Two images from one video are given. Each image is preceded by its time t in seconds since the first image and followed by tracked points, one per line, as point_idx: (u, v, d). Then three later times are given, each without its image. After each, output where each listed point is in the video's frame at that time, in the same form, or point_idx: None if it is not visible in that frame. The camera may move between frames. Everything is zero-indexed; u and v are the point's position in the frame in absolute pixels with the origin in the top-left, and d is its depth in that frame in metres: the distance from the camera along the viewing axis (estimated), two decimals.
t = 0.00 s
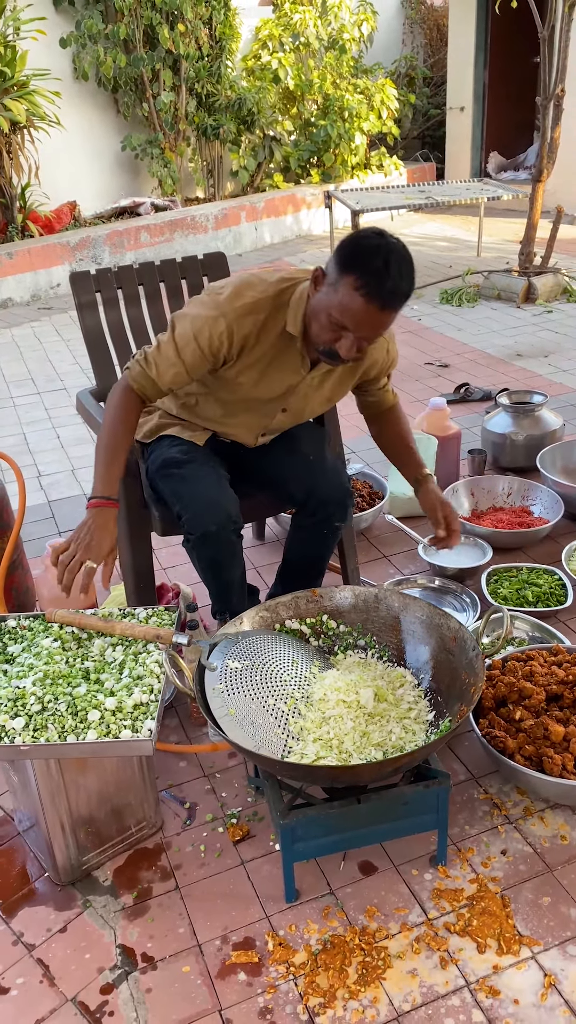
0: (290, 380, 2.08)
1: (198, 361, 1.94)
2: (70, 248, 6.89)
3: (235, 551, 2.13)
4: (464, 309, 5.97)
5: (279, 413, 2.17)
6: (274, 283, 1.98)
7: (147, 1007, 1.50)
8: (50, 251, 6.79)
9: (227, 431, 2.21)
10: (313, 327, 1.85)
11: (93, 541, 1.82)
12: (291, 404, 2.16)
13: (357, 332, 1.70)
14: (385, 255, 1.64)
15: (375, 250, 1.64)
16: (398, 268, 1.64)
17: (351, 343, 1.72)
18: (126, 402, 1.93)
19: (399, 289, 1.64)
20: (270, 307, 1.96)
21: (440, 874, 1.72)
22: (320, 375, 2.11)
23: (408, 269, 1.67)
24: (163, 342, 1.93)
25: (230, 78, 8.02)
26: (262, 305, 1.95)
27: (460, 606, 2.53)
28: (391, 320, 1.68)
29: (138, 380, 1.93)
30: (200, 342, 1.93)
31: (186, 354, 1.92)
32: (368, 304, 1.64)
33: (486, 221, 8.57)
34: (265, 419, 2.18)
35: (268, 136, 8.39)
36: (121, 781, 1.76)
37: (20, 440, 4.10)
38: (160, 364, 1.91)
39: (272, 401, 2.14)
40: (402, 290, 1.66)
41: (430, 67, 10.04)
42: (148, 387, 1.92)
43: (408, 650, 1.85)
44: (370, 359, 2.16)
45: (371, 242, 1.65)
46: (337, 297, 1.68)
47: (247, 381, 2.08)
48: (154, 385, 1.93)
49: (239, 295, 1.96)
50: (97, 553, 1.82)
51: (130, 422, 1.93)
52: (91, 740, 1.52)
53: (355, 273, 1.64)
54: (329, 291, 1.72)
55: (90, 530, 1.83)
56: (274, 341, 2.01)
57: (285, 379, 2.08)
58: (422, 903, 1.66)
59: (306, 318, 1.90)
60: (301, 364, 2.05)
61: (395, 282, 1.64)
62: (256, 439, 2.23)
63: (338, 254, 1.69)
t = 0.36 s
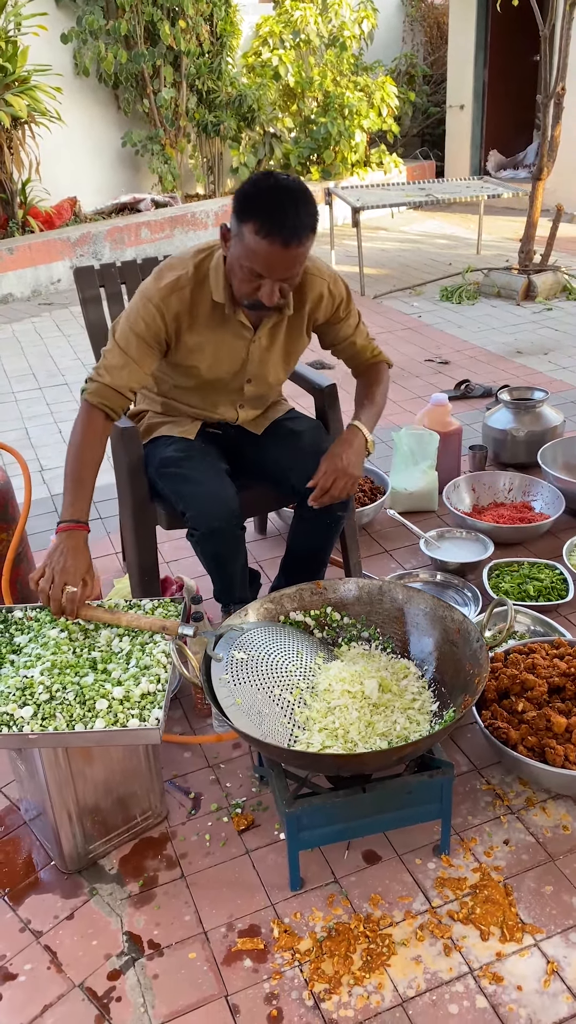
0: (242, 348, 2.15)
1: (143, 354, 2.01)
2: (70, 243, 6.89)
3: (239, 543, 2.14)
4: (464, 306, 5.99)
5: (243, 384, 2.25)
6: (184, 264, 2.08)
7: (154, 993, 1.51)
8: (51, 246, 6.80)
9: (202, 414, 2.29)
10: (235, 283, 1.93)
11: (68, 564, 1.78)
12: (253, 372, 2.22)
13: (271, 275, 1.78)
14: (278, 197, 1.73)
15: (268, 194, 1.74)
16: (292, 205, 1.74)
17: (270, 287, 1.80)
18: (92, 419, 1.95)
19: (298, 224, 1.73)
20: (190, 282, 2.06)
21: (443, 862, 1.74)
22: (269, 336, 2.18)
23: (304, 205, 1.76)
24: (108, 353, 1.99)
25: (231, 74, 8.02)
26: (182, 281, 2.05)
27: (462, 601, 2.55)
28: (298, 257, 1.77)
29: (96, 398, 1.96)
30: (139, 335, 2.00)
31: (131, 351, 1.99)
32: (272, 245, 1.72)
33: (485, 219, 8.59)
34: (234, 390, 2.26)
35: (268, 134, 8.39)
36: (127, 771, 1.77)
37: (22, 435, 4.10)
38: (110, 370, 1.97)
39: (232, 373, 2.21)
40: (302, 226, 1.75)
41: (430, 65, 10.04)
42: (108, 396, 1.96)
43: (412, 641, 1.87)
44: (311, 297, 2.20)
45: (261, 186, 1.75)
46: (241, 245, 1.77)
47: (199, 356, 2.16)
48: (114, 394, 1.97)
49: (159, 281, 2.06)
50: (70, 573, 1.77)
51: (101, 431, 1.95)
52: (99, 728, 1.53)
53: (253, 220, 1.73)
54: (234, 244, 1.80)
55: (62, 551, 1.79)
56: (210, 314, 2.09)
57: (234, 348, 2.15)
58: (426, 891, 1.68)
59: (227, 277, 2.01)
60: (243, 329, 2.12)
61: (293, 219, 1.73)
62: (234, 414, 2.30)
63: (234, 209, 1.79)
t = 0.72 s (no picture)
0: (208, 333, 2.15)
1: (101, 338, 2.10)
2: (73, 239, 6.90)
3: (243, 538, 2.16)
4: (467, 303, 5.99)
5: (221, 372, 2.22)
6: (143, 251, 2.12)
7: (152, 984, 1.52)
8: (54, 242, 6.80)
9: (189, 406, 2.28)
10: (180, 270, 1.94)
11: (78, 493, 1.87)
12: (227, 360, 2.20)
13: (211, 260, 1.78)
14: (207, 181, 1.73)
15: (196, 180, 1.74)
16: (220, 187, 1.73)
17: (213, 272, 1.80)
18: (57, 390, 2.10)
19: (228, 206, 1.73)
20: (148, 269, 2.09)
21: (441, 857, 1.75)
22: (235, 319, 2.16)
23: (235, 184, 1.75)
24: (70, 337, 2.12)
25: (234, 70, 8.01)
26: (138, 268, 2.08)
27: (462, 597, 2.55)
28: (235, 237, 1.76)
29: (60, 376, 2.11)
30: (97, 320, 2.09)
31: (88, 335, 2.09)
32: (204, 230, 1.73)
33: (488, 215, 8.58)
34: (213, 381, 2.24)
35: (272, 129, 8.39)
36: (126, 764, 1.78)
37: (23, 429, 4.12)
38: (69, 351, 2.09)
39: (205, 362, 2.20)
40: (234, 206, 1.74)
41: (434, 62, 10.02)
42: (66, 376, 2.10)
43: (411, 637, 1.88)
44: (270, 274, 2.16)
45: (193, 173, 1.75)
46: (179, 234, 1.78)
47: (168, 344, 2.16)
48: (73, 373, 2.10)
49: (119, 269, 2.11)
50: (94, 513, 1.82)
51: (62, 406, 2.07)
52: (98, 722, 1.54)
53: (185, 208, 1.74)
54: (174, 233, 1.81)
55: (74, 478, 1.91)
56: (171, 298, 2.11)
57: (200, 334, 2.15)
58: (422, 886, 1.69)
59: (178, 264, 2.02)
60: (206, 313, 2.12)
61: (224, 201, 1.72)
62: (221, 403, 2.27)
63: (169, 200, 1.80)
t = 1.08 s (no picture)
0: (189, 313, 2.14)
1: (107, 315, 2.15)
2: (78, 234, 6.90)
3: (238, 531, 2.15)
4: (473, 298, 5.96)
5: (200, 355, 2.20)
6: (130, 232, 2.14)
7: (151, 978, 1.53)
8: (59, 237, 6.80)
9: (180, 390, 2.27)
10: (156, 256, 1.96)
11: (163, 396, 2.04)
12: (210, 341, 2.18)
13: (184, 245, 1.80)
14: (170, 168, 1.73)
15: (160, 168, 1.74)
16: (183, 170, 1.74)
17: (187, 257, 1.83)
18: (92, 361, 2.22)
19: (192, 190, 1.72)
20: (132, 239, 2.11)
21: (440, 853, 1.75)
22: (213, 298, 2.14)
23: (199, 168, 1.75)
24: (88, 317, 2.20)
25: (241, 64, 7.98)
26: (119, 243, 2.10)
27: (464, 593, 2.54)
28: (203, 219, 1.77)
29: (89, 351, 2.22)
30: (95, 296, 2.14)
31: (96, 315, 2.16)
32: (171, 217, 1.74)
33: (495, 210, 8.54)
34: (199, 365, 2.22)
35: (278, 124, 8.37)
36: (126, 758, 1.78)
37: (28, 424, 4.12)
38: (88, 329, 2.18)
39: (189, 345, 2.19)
40: (199, 190, 1.74)
41: (441, 55, 9.96)
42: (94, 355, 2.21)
43: (415, 635, 1.87)
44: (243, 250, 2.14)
45: (154, 161, 1.76)
46: (149, 223, 1.79)
47: (156, 323, 2.17)
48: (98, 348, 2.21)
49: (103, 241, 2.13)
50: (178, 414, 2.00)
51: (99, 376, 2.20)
52: (98, 715, 1.54)
53: (151, 197, 1.75)
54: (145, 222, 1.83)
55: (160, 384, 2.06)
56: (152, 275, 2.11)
57: (180, 315, 2.15)
58: (422, 881, 1.69)
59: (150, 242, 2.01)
60: (183, 295, 2.12)
61: (189, 186, 1.72)
62: (207, 387, 2.26)
63: (136, 189, 1.81)
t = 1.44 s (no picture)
0: (221, 324, 2.14)
1: (179, 357, 2.06)
2: (85, 228, 6.90)
3: (225, 524, 2.14)
4: (480, 292, 5.93)
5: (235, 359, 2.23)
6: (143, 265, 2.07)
7: (150, 973, 1.53)
8: (66, 231, 6.80)
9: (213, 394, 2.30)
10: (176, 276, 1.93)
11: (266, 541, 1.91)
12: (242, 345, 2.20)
13: (203, 264, 1.79)
14: (183, 188, 1.72)
15: (174, 188, 1.73)
16: (199, 189, 1.72)
17: (207, 275, 1.81)
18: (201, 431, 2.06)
19: (208, 208, 1.71)
20: (147, 277, 2.05)
21: (441, 849, 1.75)
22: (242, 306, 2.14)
23: (213, 185, 1.74)
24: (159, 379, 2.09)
25: (247, 57, 7.94)
26: (142, 284, 2.04)
27: (467, 589, 2.53)
28: (220, 237, 1.75)
29: (192, 415, 2.07)
30: (149, 348, 2.06)
31: (167, 365, 2.06)
32: (189, 237, 1.73)
33: (503, 204, 8.49)
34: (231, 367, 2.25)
35: (285, 117, 8.34)
36: (127, 753, 1.79)
37: (33, 419, 4.13)
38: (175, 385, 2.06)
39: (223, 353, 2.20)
40: (214, 207, 1.72)
41: (449, 48, 9.89)
42: (192, 410, 2.06)
43: (418, 628, 1.87)
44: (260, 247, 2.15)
45: (170, 181, 1.75)
46: (166, 244, 1.78)
47: (199, 345, 2.15)
48: (200, 403, 2.06)
49: (123, 294, 2.05)
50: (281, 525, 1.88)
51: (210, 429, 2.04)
52: (98, 710, 1.54)
53: (167, 218, 1.74)
54: (162, 242, 1.82)
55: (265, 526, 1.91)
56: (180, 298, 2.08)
57: (213, 328, 2.14)
58: (422, 877, 1.69)
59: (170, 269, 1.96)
60: (212, 309, 2.10)
61: (203, 204, 1.71)
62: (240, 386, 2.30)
63: (151, 209, 1.80)
